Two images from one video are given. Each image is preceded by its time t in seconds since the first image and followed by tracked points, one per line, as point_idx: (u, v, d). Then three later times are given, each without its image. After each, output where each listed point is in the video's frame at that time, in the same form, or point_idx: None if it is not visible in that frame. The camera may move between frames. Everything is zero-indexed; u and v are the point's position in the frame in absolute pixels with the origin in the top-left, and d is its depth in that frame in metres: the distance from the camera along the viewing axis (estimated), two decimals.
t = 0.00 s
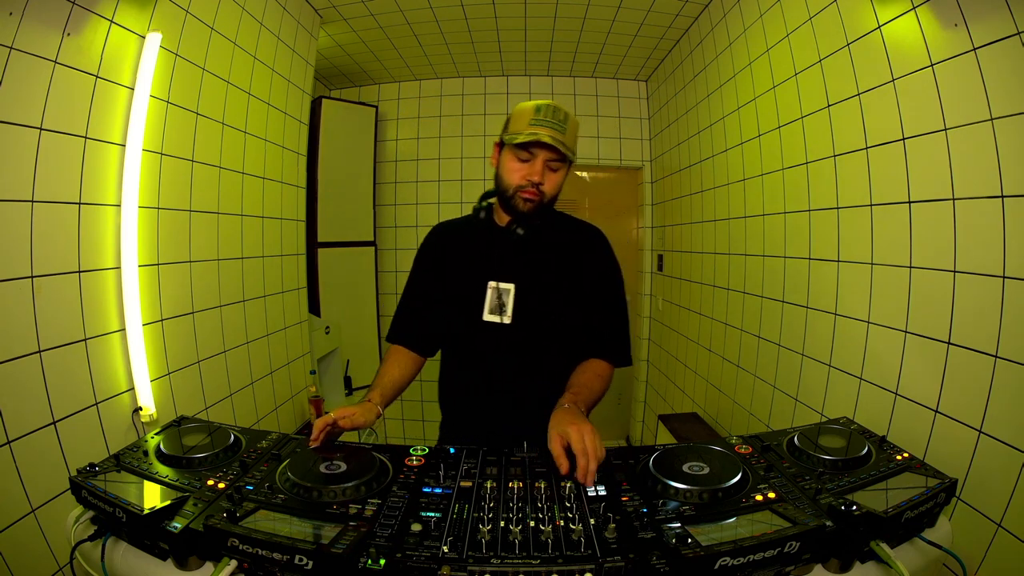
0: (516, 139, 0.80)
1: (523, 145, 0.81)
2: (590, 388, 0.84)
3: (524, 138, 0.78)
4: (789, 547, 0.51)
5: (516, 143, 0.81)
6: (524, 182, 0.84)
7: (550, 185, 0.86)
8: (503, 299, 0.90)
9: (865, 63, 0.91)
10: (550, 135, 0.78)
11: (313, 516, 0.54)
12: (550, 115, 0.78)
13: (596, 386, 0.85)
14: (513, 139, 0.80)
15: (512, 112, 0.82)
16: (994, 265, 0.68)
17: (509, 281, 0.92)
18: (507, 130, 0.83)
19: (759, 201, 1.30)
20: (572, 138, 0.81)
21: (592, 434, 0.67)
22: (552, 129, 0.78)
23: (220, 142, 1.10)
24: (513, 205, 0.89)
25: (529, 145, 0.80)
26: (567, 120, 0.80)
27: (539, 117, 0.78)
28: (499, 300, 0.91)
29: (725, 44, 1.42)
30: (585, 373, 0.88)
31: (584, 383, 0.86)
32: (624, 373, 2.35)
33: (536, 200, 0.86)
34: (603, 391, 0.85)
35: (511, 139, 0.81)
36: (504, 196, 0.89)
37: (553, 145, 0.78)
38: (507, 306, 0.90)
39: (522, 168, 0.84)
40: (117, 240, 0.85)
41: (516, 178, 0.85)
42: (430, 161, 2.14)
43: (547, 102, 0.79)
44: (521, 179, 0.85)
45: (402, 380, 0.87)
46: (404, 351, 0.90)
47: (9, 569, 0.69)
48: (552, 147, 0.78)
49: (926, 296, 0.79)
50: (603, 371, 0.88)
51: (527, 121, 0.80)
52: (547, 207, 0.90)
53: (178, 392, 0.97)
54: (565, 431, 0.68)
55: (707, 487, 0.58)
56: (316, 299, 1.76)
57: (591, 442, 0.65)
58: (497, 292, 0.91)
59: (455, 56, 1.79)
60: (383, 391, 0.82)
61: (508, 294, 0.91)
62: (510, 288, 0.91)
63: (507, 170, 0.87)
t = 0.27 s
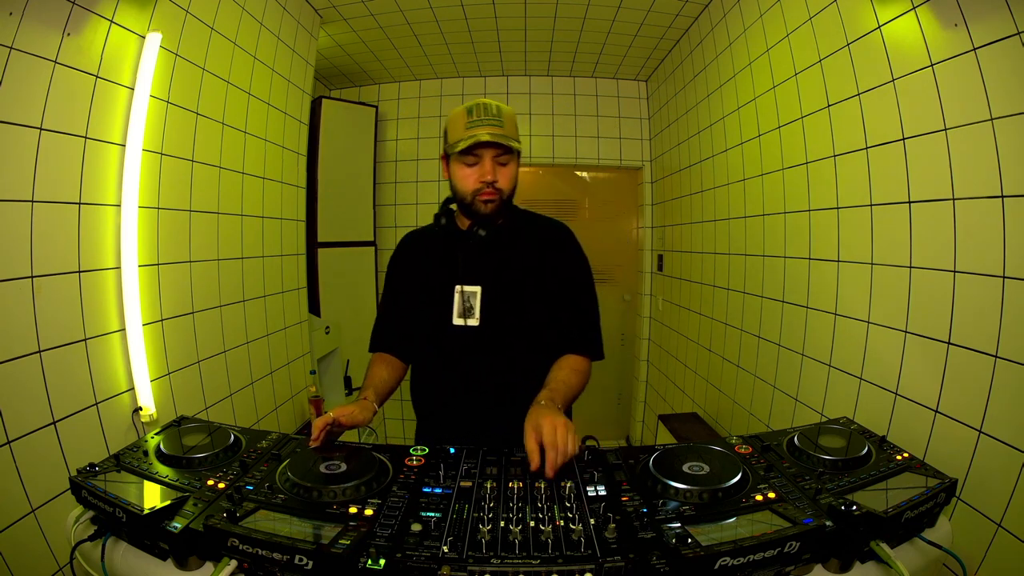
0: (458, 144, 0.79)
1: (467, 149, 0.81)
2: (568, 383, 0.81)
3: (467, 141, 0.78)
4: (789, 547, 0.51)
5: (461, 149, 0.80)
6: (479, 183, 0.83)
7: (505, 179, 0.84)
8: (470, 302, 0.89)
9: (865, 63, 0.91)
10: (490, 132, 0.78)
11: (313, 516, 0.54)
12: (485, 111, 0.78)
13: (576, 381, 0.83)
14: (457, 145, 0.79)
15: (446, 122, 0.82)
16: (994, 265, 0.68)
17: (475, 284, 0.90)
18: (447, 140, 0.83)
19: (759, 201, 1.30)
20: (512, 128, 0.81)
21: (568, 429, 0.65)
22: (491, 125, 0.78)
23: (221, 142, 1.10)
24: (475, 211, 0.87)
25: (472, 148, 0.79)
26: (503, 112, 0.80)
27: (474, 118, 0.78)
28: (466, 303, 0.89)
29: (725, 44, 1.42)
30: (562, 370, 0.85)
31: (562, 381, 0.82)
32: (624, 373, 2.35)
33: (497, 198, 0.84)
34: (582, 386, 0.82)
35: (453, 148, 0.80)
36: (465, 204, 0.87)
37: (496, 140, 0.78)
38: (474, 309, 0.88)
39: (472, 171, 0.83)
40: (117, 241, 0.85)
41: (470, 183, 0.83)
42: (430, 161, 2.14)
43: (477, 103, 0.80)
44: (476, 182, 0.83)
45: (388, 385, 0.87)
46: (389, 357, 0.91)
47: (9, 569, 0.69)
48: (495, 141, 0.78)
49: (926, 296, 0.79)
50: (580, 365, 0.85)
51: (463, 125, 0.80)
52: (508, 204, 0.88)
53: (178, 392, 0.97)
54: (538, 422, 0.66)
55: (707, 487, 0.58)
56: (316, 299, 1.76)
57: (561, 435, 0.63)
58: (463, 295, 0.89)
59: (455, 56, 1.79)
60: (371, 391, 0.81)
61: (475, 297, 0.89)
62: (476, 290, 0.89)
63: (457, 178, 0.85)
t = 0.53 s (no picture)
0: (426, 147, 0.78)
1: (437, 151, 0.80)
2: (566, 385, 0.80)
3: (434, 142, 0.77)
4: (789, 547, 0.51)
5: (430, 151, 0.79)
6: (453, 183, 0.81)
7: (479, 177, 0.83)
8: (455, 305, 0.88)
9: (865, 63, 0.91)
10: (458, 130, 0.77)
11: (313, 516, 0.54)
12: (450, 110, 0.78)
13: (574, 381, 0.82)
14: (425, 148, 0.78)
15: (414, 125, 0.81)
16: (994, 265, 0.68)
17: (457, 287, 0.89)
18: (416, 143, 0.82)
19: (759, 201, 1.30)
20: (480, 123, 0.80)
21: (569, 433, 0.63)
22: (458, 123, 0.77)
23: (221, 142, 1.10)
24: (452, 212, 0.86)
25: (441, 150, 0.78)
26: (469, 108, 0.78)
27: (440, 119, 0.77)
28: (452, 307, 0.88)
29: (725, 44, 1.42)
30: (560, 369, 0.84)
31: (560, 381, 0.81)
32: (624, 373, 2.35)
33: (473, 196, 0.83)
34: (579, 386, 0.81)
35: (422, 151, 0.79)
36: (441, 206, 0.86)
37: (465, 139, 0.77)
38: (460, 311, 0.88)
39: (445, 173, 0.82)
40: (117, 241, 0.86)
41: (444, 184, 0.82)
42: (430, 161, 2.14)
43: (441, 102, 0.79)
44: (449, 183, 0.82)
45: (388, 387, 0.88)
46: (389, 361, 0.93)
47: (9, 569, 0.69)
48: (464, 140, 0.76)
49: (926, 296, 0.79)
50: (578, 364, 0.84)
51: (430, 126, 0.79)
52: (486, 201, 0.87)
53: (178, 392, 0.97)
54: (538, 436, 0.64)
55: (707, 487, 0.58)
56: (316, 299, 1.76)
57: (564, 445, 0.61)
58: (447, 299, 0.88)
59: (455, 57, 1.79)
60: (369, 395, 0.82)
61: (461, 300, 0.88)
62: (460, 292, 0.88)
63: (430, 181, 0.84)
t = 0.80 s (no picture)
0: (439, 147, 0.78)
1: (451, 150, 0.79)
2: (576, 391, 0.80)
3: (447, 141, 0.76)
4: (789, 547, 0.51)
5: (443, 151, 0.79)
6: (470, 182, 0.80)
7: (496, 172, 0.81)
8: (469, 305, 0.88)
9: (865, 63, 0.91)
10: (470, 126, 0.76)
11: (313, 516, 0.54)
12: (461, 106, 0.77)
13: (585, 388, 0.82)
14: (439, 148, 0.78)
15: (425, 126, 0.82)
16: (994, 265, 0.68)
17: (474, 285, 0.89)
18: (429, 143, 0.82)
19: (759, 201, 1.30)
20: (493, 117, 0.78)
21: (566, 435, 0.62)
22: (469, 119, 0.76)
23: (221, 143, 1.10)
24: (472, 211, 0.85)
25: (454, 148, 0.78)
26: (479, 103, 0.77)
27: (451, 117, 0.77)
28: (466, 306, 0.88)
29: (725, 44, 1.42)
30: (572, 375, 0.84)
31: (571, 387, 0.81)
32: (624, 373, 2.35)
33: (492, 193, 0.82)
34: (589, 394, 0.81)
35: (436, 151, 0.79)
36: (460, 206, 0.85)
37: (476, 134, 0.76)
38: (474, 311, 0.87)
39: (460, 171, 0.81)
40: (117, 241, 0.86)
41: (461, 183, 0.81)
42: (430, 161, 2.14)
43: (450, 100, 0.78)
44: (466, 181, 0.81)
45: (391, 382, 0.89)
46: (394, 357, 0.94)
47: (9, 569, 0.69)
48: (476, 135, 0.75)
49: (926, 295, 0.79)
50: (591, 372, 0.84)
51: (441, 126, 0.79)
52: (506, 197, 0.85)
53: (178, 392, 0.97)
54: (539, 435, 0.63)
55: (707, 487, 0.58)
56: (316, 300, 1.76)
57: (563, 444, 0.60)
58: (462, 297, 0.88)
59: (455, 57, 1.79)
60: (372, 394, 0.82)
61: (474, 299, 0.88)
62: (475, 292, 0.88)
63: (447, 181, 0.84)
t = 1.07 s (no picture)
0: (488, 136, 0.74)
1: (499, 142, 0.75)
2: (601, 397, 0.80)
3: (497, 133, 0.72)
4: (788, 547, 0.51)
5: (491, 141, 0.75)
6: (512, 180, 0.77)
7: (541, 177, 0.79)
8: (501, 310, 0.87)
9: (865, 63, 0.91)
10: (524, 123, 0.72)
11: (313, 516, 0.54)
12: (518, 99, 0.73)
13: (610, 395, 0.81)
14: (487, 138, 0.74)
15: (477, 107, 0.77)
16: (994, 265, 0.68)
17: (507, 290, 0.88)
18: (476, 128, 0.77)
19: (759, 201, 1.30)
20: (549, 117, 0.74)
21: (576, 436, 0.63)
22: (524, 114, 0.72)
23: (221, 143, 1.10)
24: (506, 210, 0.82)
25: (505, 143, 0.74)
26: (538, 99, 0.73)
27: (506, 108, 0.72)
28: (498, 311, 0.87)
29: (725, 44, 1.42)
30: (600, 381, 0.83)
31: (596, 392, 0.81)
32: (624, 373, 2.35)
33: (531, 197, 0.79)
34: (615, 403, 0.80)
35: (484, 142, 0.75)
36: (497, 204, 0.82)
37: (530, 133, 0.72)
38: (506, 317, 0.87)
39: (505, 166, 0.78)
40: (117, 241, 0.86)
41: (501, 179, 0.78)
42: (430, 161, 2.14)
43: (509, 87, 0.73)
44: (507, 179, 0.78)
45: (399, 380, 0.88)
46: (407, 352, 0.93)
47: (9, 569, 0.69)
48: (529, 134, 0.72)
49: (926, 295, 0.79)
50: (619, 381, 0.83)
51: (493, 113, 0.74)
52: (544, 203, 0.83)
53: (178, 392, 0.97)
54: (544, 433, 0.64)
55: (707, 487, 0.58)
56: (316, 300, 1.76)
57: (565, 447, 0.61)
58: (493, 302, 0.88)
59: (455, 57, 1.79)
60: (379, 391, 0.81)
61: (507, 305, 0.87)
62: (508, 297, 0.87)
63: (488, 173, 0.80)
